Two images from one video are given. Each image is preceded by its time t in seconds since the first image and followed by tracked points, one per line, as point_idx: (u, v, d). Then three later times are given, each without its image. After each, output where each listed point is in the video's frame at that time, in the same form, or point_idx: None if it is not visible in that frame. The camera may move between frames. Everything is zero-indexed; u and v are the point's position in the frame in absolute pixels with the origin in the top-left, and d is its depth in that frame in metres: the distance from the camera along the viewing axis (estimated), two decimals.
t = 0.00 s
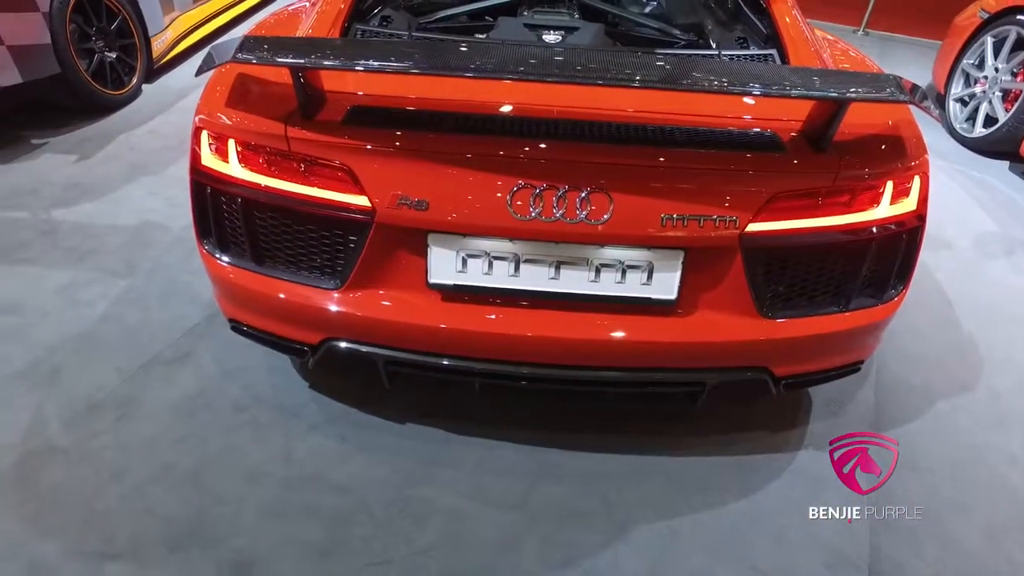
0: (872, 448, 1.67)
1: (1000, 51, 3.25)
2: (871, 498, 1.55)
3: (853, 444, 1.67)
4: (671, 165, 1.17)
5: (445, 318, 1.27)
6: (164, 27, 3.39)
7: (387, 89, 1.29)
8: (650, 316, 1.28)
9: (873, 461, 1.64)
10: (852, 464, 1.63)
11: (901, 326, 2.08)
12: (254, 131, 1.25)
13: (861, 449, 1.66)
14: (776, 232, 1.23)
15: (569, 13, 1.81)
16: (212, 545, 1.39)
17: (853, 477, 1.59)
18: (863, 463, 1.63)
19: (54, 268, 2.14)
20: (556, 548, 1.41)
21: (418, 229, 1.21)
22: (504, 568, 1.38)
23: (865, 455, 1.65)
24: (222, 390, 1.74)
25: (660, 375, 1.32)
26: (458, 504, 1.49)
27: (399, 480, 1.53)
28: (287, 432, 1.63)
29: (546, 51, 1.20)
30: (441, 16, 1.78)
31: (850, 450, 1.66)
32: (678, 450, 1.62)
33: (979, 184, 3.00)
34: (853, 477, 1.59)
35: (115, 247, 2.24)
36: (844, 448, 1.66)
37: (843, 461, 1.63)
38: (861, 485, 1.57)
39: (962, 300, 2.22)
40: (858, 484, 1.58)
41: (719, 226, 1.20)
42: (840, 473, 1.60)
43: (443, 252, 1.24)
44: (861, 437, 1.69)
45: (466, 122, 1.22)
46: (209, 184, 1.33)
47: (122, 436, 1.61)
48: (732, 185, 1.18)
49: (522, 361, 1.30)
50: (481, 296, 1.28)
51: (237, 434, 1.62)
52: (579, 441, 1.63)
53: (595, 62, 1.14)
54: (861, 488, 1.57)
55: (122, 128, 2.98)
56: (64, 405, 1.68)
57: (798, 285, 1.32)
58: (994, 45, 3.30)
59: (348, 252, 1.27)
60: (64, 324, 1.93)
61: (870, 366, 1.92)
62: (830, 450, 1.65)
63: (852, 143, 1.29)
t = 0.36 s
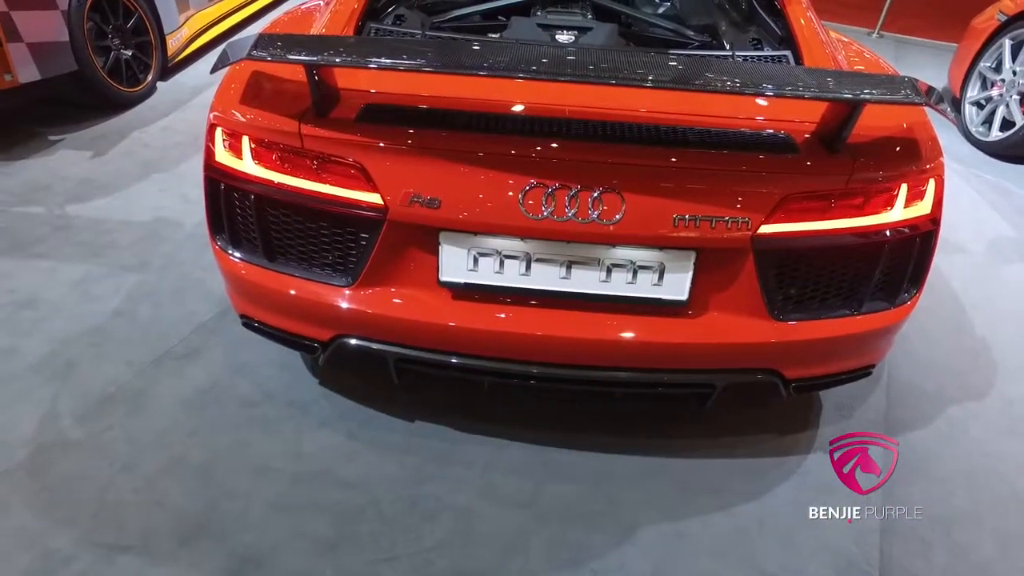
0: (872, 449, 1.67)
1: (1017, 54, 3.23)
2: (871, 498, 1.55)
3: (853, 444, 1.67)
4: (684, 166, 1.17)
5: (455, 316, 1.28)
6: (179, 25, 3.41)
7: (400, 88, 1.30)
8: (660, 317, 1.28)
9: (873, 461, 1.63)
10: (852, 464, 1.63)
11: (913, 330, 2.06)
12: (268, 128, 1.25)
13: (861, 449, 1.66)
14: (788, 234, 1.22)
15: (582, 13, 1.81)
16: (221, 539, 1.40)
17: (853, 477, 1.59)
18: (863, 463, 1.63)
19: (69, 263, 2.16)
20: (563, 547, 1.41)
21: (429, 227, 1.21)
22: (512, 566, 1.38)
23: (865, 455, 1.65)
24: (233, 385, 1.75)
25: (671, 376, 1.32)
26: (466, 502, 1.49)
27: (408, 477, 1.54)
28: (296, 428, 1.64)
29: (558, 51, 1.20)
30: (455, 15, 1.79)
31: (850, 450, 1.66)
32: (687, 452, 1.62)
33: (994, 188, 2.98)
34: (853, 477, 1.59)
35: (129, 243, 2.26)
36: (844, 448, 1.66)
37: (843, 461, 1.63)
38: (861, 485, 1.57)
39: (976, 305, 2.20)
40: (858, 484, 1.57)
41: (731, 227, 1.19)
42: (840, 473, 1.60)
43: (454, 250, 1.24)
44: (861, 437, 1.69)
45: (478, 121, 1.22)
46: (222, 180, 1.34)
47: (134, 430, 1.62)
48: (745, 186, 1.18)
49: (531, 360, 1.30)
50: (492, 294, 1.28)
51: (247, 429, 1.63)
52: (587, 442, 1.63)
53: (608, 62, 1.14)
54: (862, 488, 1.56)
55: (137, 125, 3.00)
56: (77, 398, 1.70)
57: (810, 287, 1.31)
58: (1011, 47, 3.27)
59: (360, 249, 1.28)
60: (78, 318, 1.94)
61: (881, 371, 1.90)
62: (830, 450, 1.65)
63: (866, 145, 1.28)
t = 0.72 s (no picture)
0: (872, 449, 1.67)
1: None
2: (874, 501, 1.55)
3: (853, 444, 1.67)
4: (692, 169, 1.16)
5: (461, 317, 1.28)
6: (191, 24, 3.43)
7: (408, 88, 1.30)
8: (666, 320, 1.28)
9: (873, 461, 1.64)
10: (852, 464, 1.63)
11: (922, 335, 2.05)
12: (277, 128, 1.26)
13: (861, 450, 1.66)
14: (796, 238, 1.22)
15: (592, 15, 1.81)
16: (226, 536, 1.41)
17: (853, 477, 1.59)
18: (863, 463, 1.63)
19: (79, 260, 2.17)
20: (567, 550, 1.41)
21: (436, 228, 1.22)
22: (515, 567, 1.38)
23: (865, 455, 1.65)
24: (240, 383, 1.76)
25: (677, 379, 1.32)
26: (470, 503, 1.49)
27: (412, 477, 1.54)
28: (302, 427, 1.65)
29: (568, 53, 1.20)
30: (464, 16, 1.79)
31: (851, 450, 1.66)
32: (692, 455, 1.61)
33: (1006, 192, 2.96)
34: (853, 477, 1.59)
35: (138, 241, 2.27)
36: (844, 448, 1.66)
37: (843, 461, 1.63)
38: (861, 485, 1.58)
39: (986, 311, 2.19)
40: (858, 484, 1.58)
41: (738, 231, 1.19)
42: (840, 473, 1.60)
43: (461, 251, 1.24)
44: (861, 438, 1.69)
45: (486, 122, 1.22)
46: (231, 179, 1.34)
47: (141, 427, 1.63)
48: (753, 190, 1.17)
49: (537, 361, 1.30)
50: (498, 295, 1.28)
51: (253, 427, 1.64)
52: (592, 444, 1.62)
53: (617, 64, 1.13)
54: (861, 488, 1.57)
55: (148, 124, 3.02)
56: (85, 394, 1.71)
57: (818, 292, 1.30)
58: None
59: (367, 249, 1.28)
60: (88, 315, 1.96)
61: (888, 376, 1.89)
62: (830, 450, 1.65)
63: (876, 149, 1.28)
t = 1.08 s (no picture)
0: (872, 449, 1.68)
1: None
2: (879, 509, 1.54)
3: (853, 444, 1.68)
4: (697, 174, 1.16)
5: (467, 320, 1.28)
6: (201, 25, 3.45)
7: (416, 92, 1.30)
8: (671, 325, 1.28)
9: (873, 461, 1.65)
10: (852, 464, 1.64)
11: (930, 342, 2.04)
12: (285, 131, 1.27)
13: (861, 450, 1.67)
14: (802, 244, 1.22)
15: (599, 20, 1.81)
16: (231, 536, 1.41)
17: (853, 477, 1.60)
18: (863, 463, 1.64)
19: (89, 259, 2.19)
20: (570, 554, 1.41)
21: (443, 232, 1.22)
22: (518, 571, 1.38)
23: (865, 455, 1.66)
24: (246, 384, 1.76)
25: (682, 384, 1.32)
26: (474, 506, 1.49)
27: (416, 479, 1.54)
28: (308, 427, 1.65)
29: (574, 59, 1.20)
30: (473, 20, 1.79)
31: (851, 450, 1.67)
32: (697, 460, 1.61)
33: (1016, 198, 2.94)
34: (853, 477, 1.61)
35: (147, 240, 2.29)
36: (845, 448, 1.68)
37: (843, 461, 1.65)
38: (861, 485, 1.59)
39: (994, 317, 2.18)
40: (858, 484, 1.59)
41: (744, 237, 1.19)
42: (840, 473, 1.61)
43: (467, 255, 1.24)
44: (862, 438, 1.70)
45: (493, 127, 1.22)
46: (239, 181, 1.35)
47: (148, 426, 1.64)
48: (760, 195, 1.17)
49: (542, 365, 1.30)
50: (503, 299, 1.28)
51: (259, 427, 1.65)
52: (597, 448, 1.62)
53: (624, 71, 1.14)
54: (861, 488, 1.58)
55: (158, 124, 3.04)
56: (93, 393, 1.72)
57: (824, 298, 1.30)
58: None
59: (373, 252, 1.28)
60: (96, 314, 1.97)
61: (894, 383, 1.89)
62: (830, 450, 1.66)
63: (883, 156, 1.27)
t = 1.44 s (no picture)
0: (872, 449, 1.70)
1: None
2: (882, 516, 1.54)
3: (854, 444, 1.70)
4: (701, 184, 1.17)
5: (470, 327, 1.29)
6: (208, 28, 3.47)
7: (421, 100, 1.31)
8: (675, 333, 1.28)
9: (873, 461, 1.67)
10: (852, 464, 1.66)
11: (934, 348, 2.04)
12: (291, 138, 1.28)
13: (861, 450, 1.69)
14: (805, 253, 1.22)
15: (604, 27, 1.81)
16: (236, 539, 1.42)
17: (853, 477, 1.62)
18: (863, 463, 1.66)
19: (96, 261, 2.20)
20: (573, 560, 1.42)
21: (447, 239, 1.23)
22: None
23: (865, 455, 1.68)
24: (251, 387, 1.77)
25: (684, 392, 1.32)
26: (477, 511, 1.50)
27: (420, 484, 1.55)
28: (312, 431, 1.66)
29: (579, 68, 1.21)
30: (479, 26, 1.80)
31: (851, 450, 1.69)
32: (699, 467, 1.62)
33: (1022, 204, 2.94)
34: (853, 477, 1.62)
35: (153, 243, 2.30)
36: (845, 448, 1.69)
37: (843, 461, 1.66)
38: (861, 485, 1.61)
39: (999, 325, 2.17)
40: (858, 485, 1.61)
41: (747, 246, 1.19)
42: (840, 473, 1.63)
43: (471, 262, 1.25)
44: (862, 438, 1.72)
45: (497, 135, 1.23)
46: (245, 187, 1.36)
47: (154, 428, 1.65)
48: (763, 205, 1.18)
49: (545, 372, 1.31)
50: (507, 306, 1.29)
51: (264, 431, 1.66)
52: (600, 454, 1.63)
53: (628, 81, 1.14)
54: (861, 488, 1.60)
55: (165, 126, 3.05)
56: (100, 395, 1.73)
57: (827, 307, 1.30)
58: None
59: (377, 259, 1.29)
60: (103, 316, 1.98)
61: (897, 390, 1.89)
62: (831, 450, 1.68)
63: (887, 165, 1.28)
